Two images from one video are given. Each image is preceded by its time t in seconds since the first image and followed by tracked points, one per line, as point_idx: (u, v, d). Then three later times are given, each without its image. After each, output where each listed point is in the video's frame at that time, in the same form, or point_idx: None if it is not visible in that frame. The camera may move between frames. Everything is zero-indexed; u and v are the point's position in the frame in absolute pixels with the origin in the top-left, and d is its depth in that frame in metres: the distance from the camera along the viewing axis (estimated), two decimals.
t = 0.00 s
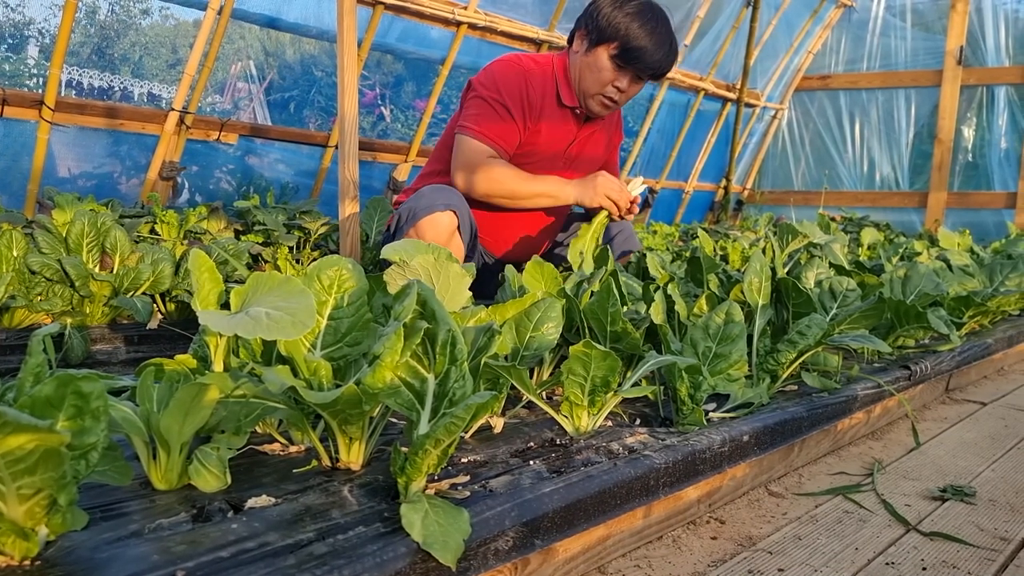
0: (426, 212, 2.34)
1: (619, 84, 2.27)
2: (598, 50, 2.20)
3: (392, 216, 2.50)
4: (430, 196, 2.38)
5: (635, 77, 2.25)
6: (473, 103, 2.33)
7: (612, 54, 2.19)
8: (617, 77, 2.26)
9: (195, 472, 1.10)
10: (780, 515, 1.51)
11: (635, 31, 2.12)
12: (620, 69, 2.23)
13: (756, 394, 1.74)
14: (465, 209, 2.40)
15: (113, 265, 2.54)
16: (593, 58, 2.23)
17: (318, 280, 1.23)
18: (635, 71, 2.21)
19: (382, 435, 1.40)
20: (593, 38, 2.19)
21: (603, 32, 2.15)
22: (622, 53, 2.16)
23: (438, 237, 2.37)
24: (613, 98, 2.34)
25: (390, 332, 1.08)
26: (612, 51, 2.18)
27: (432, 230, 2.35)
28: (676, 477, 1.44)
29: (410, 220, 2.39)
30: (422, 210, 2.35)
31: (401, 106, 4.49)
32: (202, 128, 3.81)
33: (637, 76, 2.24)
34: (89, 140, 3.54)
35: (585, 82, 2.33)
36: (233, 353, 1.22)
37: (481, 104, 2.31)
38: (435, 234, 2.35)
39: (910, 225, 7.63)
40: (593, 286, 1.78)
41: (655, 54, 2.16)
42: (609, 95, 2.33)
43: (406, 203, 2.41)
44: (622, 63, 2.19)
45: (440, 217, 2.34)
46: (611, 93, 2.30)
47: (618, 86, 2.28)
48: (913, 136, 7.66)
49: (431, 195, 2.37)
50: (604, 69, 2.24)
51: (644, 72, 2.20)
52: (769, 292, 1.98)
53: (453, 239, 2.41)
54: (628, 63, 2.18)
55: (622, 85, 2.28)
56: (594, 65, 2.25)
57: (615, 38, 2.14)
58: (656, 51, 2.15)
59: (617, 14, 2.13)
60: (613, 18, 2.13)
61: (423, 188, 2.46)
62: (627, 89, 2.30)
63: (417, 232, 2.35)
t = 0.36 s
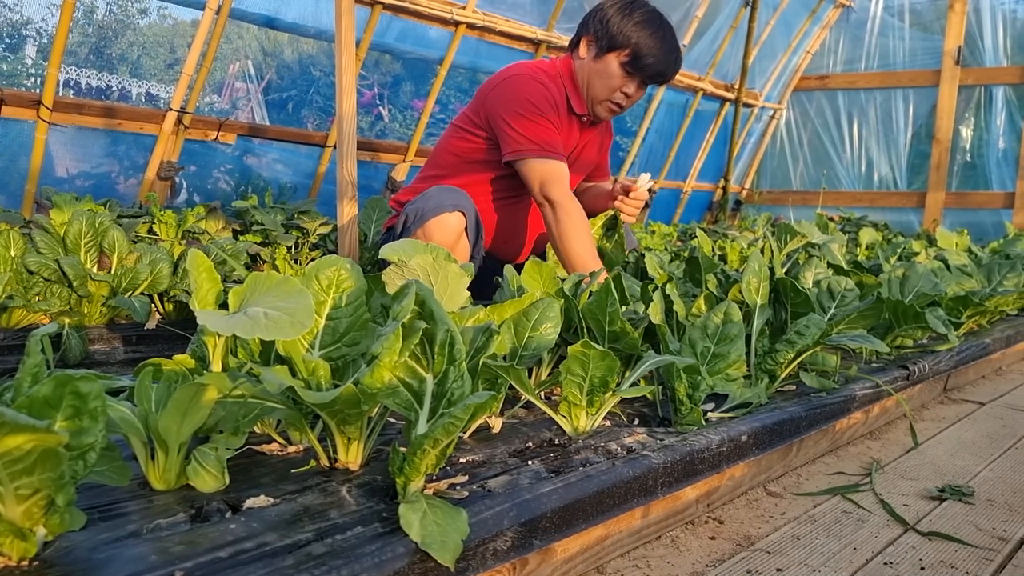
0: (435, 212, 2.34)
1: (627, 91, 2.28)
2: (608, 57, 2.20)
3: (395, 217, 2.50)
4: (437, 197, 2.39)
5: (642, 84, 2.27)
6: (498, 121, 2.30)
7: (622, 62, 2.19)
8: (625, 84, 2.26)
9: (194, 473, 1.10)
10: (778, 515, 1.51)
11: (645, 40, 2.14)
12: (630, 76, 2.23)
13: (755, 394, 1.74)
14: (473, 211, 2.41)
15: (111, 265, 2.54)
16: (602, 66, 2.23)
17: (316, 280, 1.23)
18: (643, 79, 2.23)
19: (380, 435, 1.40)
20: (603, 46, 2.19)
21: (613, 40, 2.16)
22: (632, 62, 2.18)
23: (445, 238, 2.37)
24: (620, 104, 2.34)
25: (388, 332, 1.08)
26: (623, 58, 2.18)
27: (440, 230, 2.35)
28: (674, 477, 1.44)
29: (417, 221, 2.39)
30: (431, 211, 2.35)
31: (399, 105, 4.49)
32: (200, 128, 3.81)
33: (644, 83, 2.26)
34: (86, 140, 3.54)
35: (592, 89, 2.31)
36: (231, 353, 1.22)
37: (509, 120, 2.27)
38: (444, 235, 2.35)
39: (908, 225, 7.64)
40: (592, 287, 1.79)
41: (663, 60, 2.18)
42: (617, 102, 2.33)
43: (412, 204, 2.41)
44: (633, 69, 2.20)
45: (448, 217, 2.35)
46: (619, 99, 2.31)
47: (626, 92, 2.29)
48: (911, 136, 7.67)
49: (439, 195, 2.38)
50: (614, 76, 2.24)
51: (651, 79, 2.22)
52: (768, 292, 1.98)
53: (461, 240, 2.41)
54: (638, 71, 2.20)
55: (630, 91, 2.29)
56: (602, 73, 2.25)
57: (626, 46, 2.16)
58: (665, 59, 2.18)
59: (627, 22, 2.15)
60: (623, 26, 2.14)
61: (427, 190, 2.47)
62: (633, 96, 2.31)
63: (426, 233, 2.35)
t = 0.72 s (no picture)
0: (429, 212, 2.34)
1: (612, 80, 2.25)
2: (589, 46, 2.19)
3: (392, 218, 2.50)
4: (431, 197, 2.38)
5: (628, 72, 2.23)
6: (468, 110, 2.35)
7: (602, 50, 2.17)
8: (610, 72, 2.23)
9: (193, 473, 1.10)
10: (777, 515, 1.51)
11: (625, 25, 2.10)
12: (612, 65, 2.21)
13: (755, 394, 1.74)
14: (467, 209, 2.40)
15: (110, 265, 2.54)
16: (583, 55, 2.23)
17: (315, 280, 1.23)
18: (626, 65, 2.19)
19: (380, 435, 1.40)
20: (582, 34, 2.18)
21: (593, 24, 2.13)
22: (614, 50, 2.15)
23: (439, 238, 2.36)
24: (608, 94, 2.31)
25: (387, 332, 1.08)
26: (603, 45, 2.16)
27: (434, 231, 2.35)
28: (674, 477, 1.44)
29: (412, 222, 2.39)
30: (425, 211, 2.34)
31: (398, 105, 4.49)
32: (200, 128, 3.81)
33: (630, 70, 2.21)
34: (86, 140, 3.54)
35: (577, 80, 2.32)
36: (230, 353, 1.23)
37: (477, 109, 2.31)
38: (438, 235, 2.35)
39: (907, 225, 7.65)
40: (591, 287, 1.79)
41: (646, 46, 2.13)
42: (603, 91, 2.31)
43: (408, 204, 2.41)
44: (615, 57, 2.17)
45: (443, 217, 2.35)
46: (605, 88, 2.28)
47: (611, 81, 2.25)
48: (910, 136, 7.67)
49: (433, 196, 2.37)
50: (596, 65, 2.21)
51: (634, 64, 2.18)
52: (767, 292, 1.98)
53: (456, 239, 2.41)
54: (621, 58, 2.16)
55: (616, 80, 2.25)
56: (586, 63, 2.23)
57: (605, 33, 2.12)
58: (647, 43, 2.13)
59: (606, 9, 2.11)
60: (602, 13, 2.11)
61: (422, 190, 2.47)
62: (620, 84, 2.27)
63: (420, 233, 2.35)
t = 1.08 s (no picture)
0: (434, 217, 2.33)
1: (617, 96, 2.31)
2: (602, 67, 2.19)
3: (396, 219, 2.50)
4: (436, 201, 2.38)
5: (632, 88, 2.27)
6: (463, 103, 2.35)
7: (615, 73, 2.18)
8: (615, 91, 2.28)
9: (194, 472, 1.10)
10: (778, 514, 1.51)
11: (649, 56, 2.10)
12: (620, 84, 2.24)
13: (755, 394, 1.74)
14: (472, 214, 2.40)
15: (111, 264, 2.54)
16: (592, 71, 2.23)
17: (316, 279, 1.23)
18: (612, 57, 2.12)
19: (380, 435, 1.40)
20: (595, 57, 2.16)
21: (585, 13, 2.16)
22: (630, 74, 2.16)
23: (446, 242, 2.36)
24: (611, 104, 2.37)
25: (389, 331, 1.07)
26: (618, 71, 2.17)
27: (439, 234, 2.35)
28: (674, 477, 1.44)
29: (417, 225, 2.38)
30: (430, 215, 2.34)
31: (399, 105, 4.49)
32: (201, 127, 3.81)
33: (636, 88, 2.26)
34: (88, 140, 3.54)
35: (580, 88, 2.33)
36: (231, 352, 1.22)
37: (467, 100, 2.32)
38: (443, 238, 2.35)
39: (908, 224, 7.64)
40: (592, 285, 1.79)
41: (629, 33, 2.08)
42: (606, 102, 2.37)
43: (413, 207, 2.41)
44: (628, 80, 2.19)
45: (448, 221, 2.34)
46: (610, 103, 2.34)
47: (616, 97, 2.31)
48: (911, 135, 7.67)
49: (437, 200, 2.37)
50: (606, 83, 2.25)
51: (621, 57, 2.11)
52: (768, 292, 1.98)
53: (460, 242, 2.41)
54: (633, 81, 2.19)
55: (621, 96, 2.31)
56: (597, 80, 2.25)
57: (627, 61, 2.11)
58: (632, 32, 2.08)
59: (632, 39, 2.08)
60: (627, 43, 2.08)
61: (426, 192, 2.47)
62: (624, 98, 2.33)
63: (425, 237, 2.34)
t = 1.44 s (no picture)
0: (433, 205, 2.35)
1: (616, 101, 2.27)
2: (596, 69, 2.18)
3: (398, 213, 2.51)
4: (437, 191, 2.39)
5: (630, 94, 2.25)
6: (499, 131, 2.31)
7: (609, 75, 2.17)
8: (613, 95, 2.25)
9: (195, 471, 1.10)
10: (779, 514, 1.52)
11: (640, 53, 2.09)
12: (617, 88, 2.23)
13: (756, 394, 1.74)
14: (472, 203, 2.41)
15: (112, 264, 2.54)
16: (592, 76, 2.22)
17: (318, 279, 1.23)
18: (603, 57, 2.12)
19: (381, 435, 1.40)
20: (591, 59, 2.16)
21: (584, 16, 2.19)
22: (623, 75, 2.14)
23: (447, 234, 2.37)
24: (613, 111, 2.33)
25: (390, 331, 1.07)
26: (611, 71, 2.16)
27: (439, 223, 2.35)
28: (675, 476, 1.44)
29: (417, 215, 2.40)
30: (429, 203, 2.36)
31: (400, 105, 4.50)
32: (202, 127, 3.81)
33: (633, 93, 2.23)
34: (89, 140, 3.54)
35: (583, 96, 2.32)
36: (232, 351, 1.22)
37: (509, 128, 2.28)
38: (442, 227, 2.35)
39: (909, 224, 7.64)
40: (593, 285, 1.79)
41: (618, 30, 2.09)
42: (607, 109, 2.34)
43: (413, 197, 2.43)
44: (623, 82, 2.17)
45: (447, 209, 2.35)
46: (610, 108, 2.31)
47: (616, 102, 2.28)
48: (912, 135, 7.67)
49: (438, 188, 2.39)
50: (601, 87, 2.23)
51: (611, 56, 2.11)
52: (768, 291, 1.98)
53: (459, 235, 2.40)
54: (626, 83, 2.17)
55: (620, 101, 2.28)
56: (593, 83, 2.24)
57: (617, 59, 2.11)
58: (623, 30, 2.08)
59: (621, 35, 2.08)
60: (617, 39, 2.08)
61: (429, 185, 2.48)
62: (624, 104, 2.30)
63: (424, 225, 2.35)
